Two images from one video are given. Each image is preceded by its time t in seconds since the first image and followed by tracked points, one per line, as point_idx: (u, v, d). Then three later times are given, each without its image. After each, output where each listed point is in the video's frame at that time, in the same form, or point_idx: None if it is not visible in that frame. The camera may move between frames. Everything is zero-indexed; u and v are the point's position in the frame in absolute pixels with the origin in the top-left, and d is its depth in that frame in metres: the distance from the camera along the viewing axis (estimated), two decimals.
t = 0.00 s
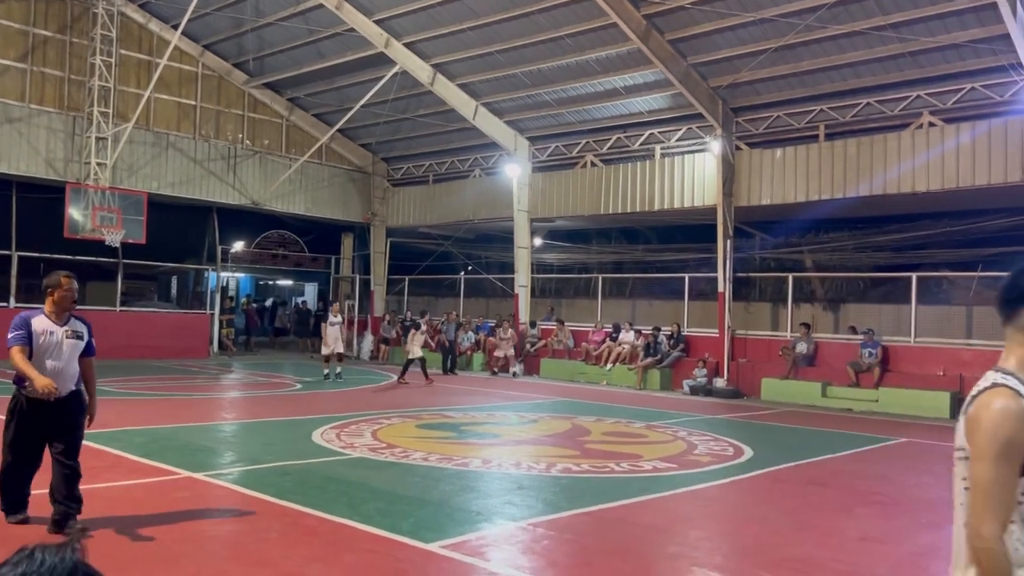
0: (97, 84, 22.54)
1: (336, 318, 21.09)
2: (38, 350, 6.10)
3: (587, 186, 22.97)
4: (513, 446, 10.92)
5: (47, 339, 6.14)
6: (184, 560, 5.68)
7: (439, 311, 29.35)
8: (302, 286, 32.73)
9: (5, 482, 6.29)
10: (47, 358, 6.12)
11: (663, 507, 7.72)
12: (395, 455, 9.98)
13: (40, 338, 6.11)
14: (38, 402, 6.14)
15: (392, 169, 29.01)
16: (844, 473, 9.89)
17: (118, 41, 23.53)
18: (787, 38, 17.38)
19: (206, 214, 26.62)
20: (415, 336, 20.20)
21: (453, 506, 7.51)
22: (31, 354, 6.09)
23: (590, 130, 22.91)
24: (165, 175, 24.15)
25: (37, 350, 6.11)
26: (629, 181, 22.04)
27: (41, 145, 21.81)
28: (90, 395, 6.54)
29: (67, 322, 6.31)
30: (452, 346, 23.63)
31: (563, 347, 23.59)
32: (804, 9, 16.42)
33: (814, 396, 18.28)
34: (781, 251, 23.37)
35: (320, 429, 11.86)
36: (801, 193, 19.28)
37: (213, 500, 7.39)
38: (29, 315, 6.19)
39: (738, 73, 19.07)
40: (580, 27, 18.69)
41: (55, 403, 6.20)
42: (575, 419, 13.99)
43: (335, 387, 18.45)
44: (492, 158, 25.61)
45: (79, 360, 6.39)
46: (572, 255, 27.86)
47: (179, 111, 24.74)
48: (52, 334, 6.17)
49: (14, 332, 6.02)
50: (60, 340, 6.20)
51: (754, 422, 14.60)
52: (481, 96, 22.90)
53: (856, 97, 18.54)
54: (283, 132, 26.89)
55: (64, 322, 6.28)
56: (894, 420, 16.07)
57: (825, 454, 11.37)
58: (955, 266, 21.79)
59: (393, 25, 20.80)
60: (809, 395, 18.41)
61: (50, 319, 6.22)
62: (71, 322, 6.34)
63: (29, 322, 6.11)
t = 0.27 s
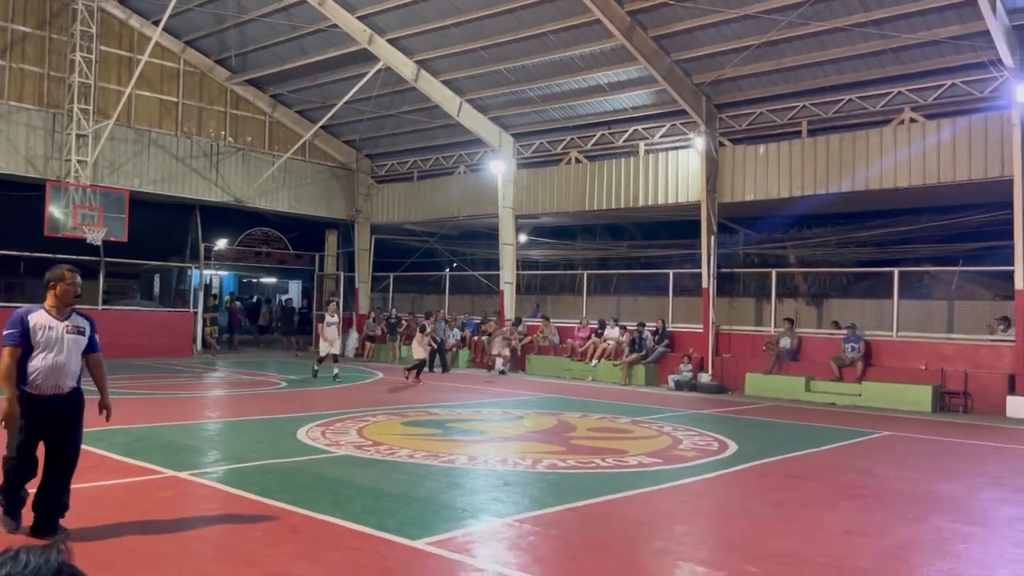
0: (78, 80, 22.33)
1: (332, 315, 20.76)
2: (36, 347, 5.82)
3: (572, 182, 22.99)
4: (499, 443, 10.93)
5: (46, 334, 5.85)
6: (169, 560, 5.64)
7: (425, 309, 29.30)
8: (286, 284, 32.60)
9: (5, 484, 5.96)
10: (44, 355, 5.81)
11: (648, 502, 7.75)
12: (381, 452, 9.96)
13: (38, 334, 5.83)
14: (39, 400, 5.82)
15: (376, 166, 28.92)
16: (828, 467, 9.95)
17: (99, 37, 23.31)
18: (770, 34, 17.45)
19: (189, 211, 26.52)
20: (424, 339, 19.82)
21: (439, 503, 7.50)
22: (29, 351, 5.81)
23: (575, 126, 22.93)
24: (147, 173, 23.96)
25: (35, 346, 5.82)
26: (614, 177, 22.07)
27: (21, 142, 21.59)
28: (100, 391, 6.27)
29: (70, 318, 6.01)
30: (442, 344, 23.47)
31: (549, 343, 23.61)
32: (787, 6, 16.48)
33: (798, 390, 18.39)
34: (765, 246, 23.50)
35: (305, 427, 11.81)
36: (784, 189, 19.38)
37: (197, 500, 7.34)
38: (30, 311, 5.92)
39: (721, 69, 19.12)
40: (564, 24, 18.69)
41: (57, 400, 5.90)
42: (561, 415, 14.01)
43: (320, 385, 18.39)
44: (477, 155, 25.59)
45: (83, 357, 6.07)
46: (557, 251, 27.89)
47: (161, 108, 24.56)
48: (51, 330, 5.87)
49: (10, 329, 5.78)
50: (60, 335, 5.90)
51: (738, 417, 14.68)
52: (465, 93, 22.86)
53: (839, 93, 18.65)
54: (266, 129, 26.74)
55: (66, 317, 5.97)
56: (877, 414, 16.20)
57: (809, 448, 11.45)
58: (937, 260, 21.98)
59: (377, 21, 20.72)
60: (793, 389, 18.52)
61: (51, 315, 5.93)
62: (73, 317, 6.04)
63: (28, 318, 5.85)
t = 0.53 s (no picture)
0: (51, 76, 22.04)
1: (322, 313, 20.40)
2: (20, 350, 5.57)
3: (552, 178, 23.01)
4: (480, 439, 10.92)
5: (31, 336, 5.62)
6: (147, 560, 5.59)
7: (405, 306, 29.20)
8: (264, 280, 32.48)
9: None
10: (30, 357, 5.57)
11: (628, 497, 7.78)
12: (361, 450, 9.92)
13: (22, 337, 5.59)
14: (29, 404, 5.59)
15: (355, 162, 28.78)
16: (807, 460, 10.03)
17: (73, 31, 23.01)
18: (748, 31, 17.54)
19: (166, 208, 26.29)
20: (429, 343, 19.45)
21: (420, 500, 7.48)
22: (15, 356, 5.56)
23: (554, 122, 22.93)
24: (122, 169, 23.70)
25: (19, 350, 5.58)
26: (593, 173, 22.11)
27: None
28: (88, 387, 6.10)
29: (56, 317, 5.77)
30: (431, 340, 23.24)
31: (529, 340, 23.62)
32: (765, 3, 16.56)
33: (777, 384, 18.52)
34: (744, 242, 23.64)
35: (285, 425, 11.74)
36: (762, 185, 19.51)
37: (175, 499, 7.28)
38: (12, 313, 5.67)
39: (700, 65, 19.20)
40: (543, 20, 18.68)
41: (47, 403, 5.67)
42: (541, 411, 14.02)
43: (299, 382, 18.29)
44: (457, 151, 25.55)
45: (71, 357, 5.85)
46: (537, 247, 27.90)
47: (137, 103, 24.30)
48: (36, 331, 5.63)
49: None
50: (46, 337, 5.66)
51: (717, 412, 14.77)
52: (445, 88, 22.79)
53: (816, 89, 18.78)
54: (244, 125, 26.53)
55: (51, 316, 5.73)
56: (855, 408, 16.34)
57: (787, 441, 11.54)
58: (913, 255, 22.21)
59: (355, 17, 20.60)
60: (772, 383, 18.65)
61: (35, 316, 5.68)
62: (59, 316, 5.80)
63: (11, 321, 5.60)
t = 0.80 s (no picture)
0: (20, 70, 21.68)
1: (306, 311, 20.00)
2: None
3: (528, 175, 23.02)
4: (457, 436, 10.91)
5: (9, 340, 5.35)
6: (120, 561, 5.52)
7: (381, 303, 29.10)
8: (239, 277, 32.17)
9: None
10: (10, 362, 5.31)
11: (605, 492, 7.81)
12: (338, 448, 9.88)
13: None
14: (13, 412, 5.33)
15: (330, 159, 28.61)
16: (781, 455, 10.13)
17: (41, 26, 22.64)
18: (723, 28, 17.64)
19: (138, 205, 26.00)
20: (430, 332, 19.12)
21: (396, 498, 7.47)
22: None
23: (531, 119, 22.94)
24: (94, 165, 23.39)
25: None
26: (570, 170, 22.15)
27: None
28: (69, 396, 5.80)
29: (33, 318, 5.50)
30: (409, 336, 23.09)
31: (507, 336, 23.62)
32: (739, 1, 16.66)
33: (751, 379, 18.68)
34: (718, 238, 23.81)
35: (260, 424, 11.64)
36: (737, 181, 19.65)
37: (148, 499, 7.20)
38: None
39: (675, 62, 19.28)
40: (519, 16, 18.66)
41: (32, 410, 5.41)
42: (518, 407, 14.04)
43: (274, 380, 18.17)
44: (433, 148, 25.49)
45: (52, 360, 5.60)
46: (514, 244, 27.92)
47: (108, 99, 23.98)
48: (14, 334, 5.37)
49: None
50: (24, 340, 5.40)
51: (692, 407, 14.88)
52: (421, 85, 22.71)
53: (790, 87, 18.94)
54: (217, 121, 26.27)
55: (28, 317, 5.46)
56: (828, 402, 16.52)
57: (761, 436, 11.65)
58: (884, 251, 22.48)
59: (330, 12, 20.45)
60: (747, 378, 18.80)
61: (11, 318, 5.41)
62: (37, 317, 5.54)
63: None
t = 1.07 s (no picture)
0: None
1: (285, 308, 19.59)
2: None
3: (498, 171, 23.02)
4: (427, 433, 10.89)
5: None
6: (84, 562, 5.43)
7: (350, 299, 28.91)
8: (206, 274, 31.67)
9: None
10: None
11: (575, 487, 7.84)
12: (307, 446, 9.81)
13: None
14: None
15: (298, 154, 28.36)
16: (749, 449, 10.24)
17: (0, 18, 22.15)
18: (691, 26, 17.76)
19: (102, 200, 25.55)
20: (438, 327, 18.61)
21: (366, 495, 7.43)
22: None
23: (500, 115, 22.93)
24: (55, 160, 22.96)
25: None
26: (539, 167, 22.18)
27: None
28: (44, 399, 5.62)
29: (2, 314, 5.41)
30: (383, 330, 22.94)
31: (477, 333, 23.59)
32: None
33: (719, 374, 18.85)
34: (687, 234, 23.99)
35: (228, 422, 11.52)
36: (705, 178, 19.81)
37: (113, 499, 7.09)
38: None
39: (643, 60, 19.37)
40: (489, 12, 18.63)
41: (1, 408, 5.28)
42: (488, 404, 14.04)
43: (241, 378, 17.98)
44: (402, 144, 25.38)
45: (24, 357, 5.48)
46: (484, 240, 27.90)
47: (69, 93, 23.55)
48: None
49: None
50: None
51: (662, 402, 14.99)
52: (390, 80, 22.58)
53: (757, 85, 19.13)
54: (183, 116, 25.91)
55: None
56: (795, 396, 16.73)
57: (729, 430, 11.77)
58: (850, 247, 22.79)
59: (297, 6, 20.25)
60: (715, 373, 18.98)
61: None
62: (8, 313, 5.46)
63: None
